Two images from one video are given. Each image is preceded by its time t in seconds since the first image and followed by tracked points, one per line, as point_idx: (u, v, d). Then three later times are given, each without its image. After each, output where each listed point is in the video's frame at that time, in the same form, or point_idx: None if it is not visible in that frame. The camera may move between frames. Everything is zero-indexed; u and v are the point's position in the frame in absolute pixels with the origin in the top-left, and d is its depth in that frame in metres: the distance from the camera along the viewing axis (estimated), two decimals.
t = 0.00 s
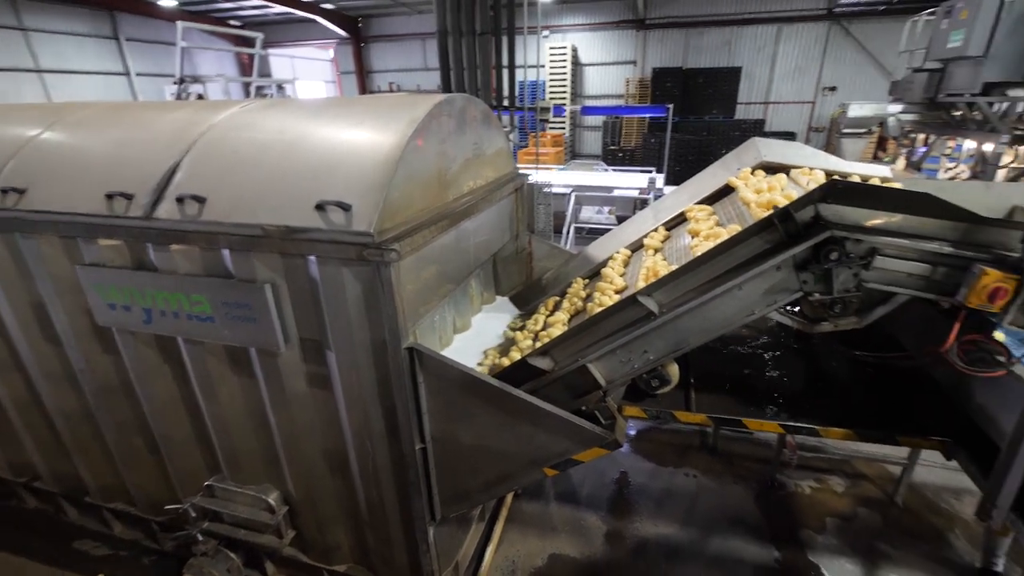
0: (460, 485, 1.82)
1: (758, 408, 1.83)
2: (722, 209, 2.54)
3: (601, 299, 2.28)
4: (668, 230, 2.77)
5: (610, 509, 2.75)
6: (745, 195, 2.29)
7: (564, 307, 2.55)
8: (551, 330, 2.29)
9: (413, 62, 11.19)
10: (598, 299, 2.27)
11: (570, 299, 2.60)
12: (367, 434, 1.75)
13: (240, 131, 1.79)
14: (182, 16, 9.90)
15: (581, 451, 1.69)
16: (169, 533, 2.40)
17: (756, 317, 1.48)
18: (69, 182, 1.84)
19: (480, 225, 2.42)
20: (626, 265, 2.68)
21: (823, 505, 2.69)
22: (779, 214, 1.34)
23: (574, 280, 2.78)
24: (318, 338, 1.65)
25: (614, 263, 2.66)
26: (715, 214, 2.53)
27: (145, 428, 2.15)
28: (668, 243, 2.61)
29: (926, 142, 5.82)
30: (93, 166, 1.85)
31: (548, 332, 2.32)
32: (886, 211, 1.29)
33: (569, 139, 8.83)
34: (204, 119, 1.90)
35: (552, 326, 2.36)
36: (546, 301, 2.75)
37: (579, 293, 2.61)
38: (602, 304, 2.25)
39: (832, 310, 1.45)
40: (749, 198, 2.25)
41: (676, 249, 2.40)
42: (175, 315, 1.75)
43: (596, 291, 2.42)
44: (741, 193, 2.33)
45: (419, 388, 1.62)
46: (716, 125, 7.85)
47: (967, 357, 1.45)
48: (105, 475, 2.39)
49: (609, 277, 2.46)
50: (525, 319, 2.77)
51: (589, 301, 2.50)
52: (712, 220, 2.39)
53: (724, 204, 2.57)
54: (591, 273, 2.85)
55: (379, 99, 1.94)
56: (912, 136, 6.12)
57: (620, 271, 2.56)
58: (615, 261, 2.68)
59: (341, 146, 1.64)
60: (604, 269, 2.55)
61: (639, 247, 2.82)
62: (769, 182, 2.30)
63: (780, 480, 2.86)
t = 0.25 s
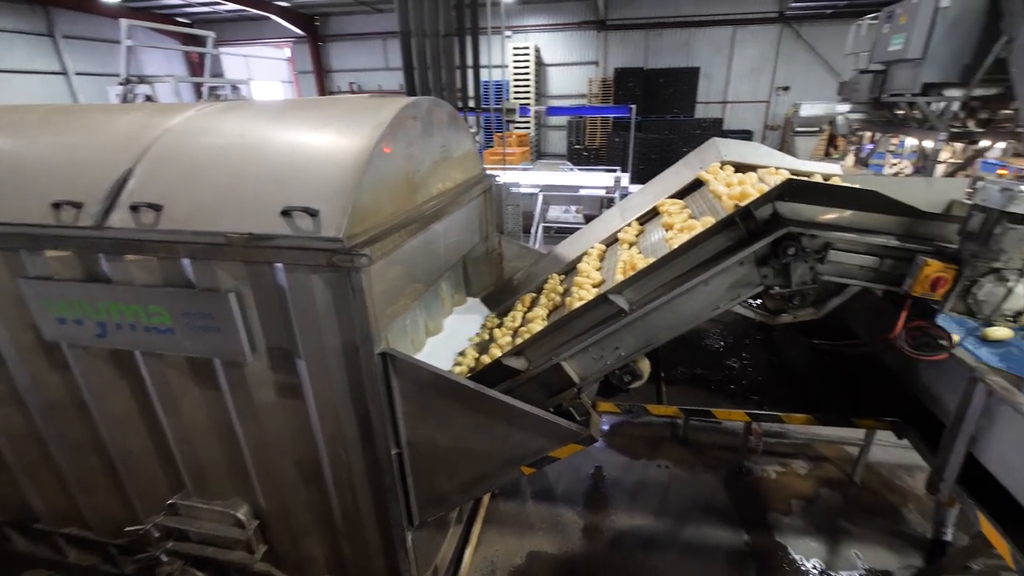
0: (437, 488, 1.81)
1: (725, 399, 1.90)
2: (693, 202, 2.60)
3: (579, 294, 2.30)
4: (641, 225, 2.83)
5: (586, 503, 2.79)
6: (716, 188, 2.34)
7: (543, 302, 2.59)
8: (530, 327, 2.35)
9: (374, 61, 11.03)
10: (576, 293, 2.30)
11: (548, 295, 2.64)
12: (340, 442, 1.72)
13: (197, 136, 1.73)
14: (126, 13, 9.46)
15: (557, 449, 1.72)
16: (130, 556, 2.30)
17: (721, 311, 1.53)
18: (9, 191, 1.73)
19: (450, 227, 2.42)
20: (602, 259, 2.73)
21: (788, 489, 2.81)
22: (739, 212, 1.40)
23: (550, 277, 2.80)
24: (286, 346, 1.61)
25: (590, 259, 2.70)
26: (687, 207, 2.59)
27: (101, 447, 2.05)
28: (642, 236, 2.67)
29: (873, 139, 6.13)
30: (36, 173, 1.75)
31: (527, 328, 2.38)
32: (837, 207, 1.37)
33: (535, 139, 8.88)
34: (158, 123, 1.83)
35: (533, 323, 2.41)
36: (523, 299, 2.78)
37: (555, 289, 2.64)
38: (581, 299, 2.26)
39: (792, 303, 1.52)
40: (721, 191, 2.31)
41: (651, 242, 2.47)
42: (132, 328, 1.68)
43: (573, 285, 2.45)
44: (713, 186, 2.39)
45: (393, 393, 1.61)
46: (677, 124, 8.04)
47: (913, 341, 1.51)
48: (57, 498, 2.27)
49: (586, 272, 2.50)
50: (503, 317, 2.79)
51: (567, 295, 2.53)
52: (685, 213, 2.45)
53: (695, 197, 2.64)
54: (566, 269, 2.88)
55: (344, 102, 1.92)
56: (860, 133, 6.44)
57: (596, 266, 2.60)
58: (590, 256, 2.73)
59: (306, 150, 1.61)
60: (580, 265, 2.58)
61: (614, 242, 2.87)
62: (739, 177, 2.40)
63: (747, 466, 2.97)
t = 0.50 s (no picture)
0: (411, 493, 1.80)
1: (692, 391, 1.96)
2: (662, 195, 2.67)
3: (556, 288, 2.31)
4: (613, 219, 2.88)
5: (560, 500, 2.82)
6: (687, 182, 2.40)
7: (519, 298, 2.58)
8: (507, 324, 2.38)
9: (330, 60, 10.78)
10: (552, 288, 2.30)
11: (523, 291, 2.63)
12: (310, 451, 1.68)
13: (148, 139, 1.66)
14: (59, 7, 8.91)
15: (531, 447, 1.74)
16: None
17: (686, 306, 1.58)
18: None
19: (416, 229, 2.40)
20: (575, 255, 2.77)
21: (753, 475, 2.92)
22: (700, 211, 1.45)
23: (524, 273, 2.82)
24: (251, 356, 1.57)
25: (563, 254, 2.73)
26: (657, 200, 2.65)
27: (48, 469, 1.93)
28: (614, 231, 2.71)
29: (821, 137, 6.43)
30: None
31: (504, 325, 2.41)
32: (791, 204, 1.44)
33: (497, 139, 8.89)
34: (103, 127, 1.74)
35: (510, 320, 2.41)
36: (498, 297, 2.79)
37: (530, 285, 2.65)
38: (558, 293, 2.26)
39: (751, 296, 1.58)
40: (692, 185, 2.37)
41: (625, 235, 2.52)
42: (81, 342, 1.60)
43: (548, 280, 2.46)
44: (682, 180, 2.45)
45: (364, 400, 1.59)
46: (637, 123, 8.20)
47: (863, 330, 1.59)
48: None
49: (560, 267, 2.52)
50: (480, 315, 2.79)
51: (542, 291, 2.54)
52: (656, 206, 2.50)
53: (664, 190, 2.70)
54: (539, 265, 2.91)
55: (304, 104, 1.88)
56: (808, 131, 6.75)
57: (570, 261, 2.63)
58: (563, 252, 2.76)
59: (267, 154, 1.57)
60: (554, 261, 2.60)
61: (585, 238, 2.90)
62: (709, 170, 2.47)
63: (714, 455, 3.07)
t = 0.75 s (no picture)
0: (388, 501, 1.78)
1: (662, 386, 2.01)
2: (635, 191, 2.73)
3: (534, 284, 2.32)
4: (588, 214, 2.93)
5: (537, 499, 2.84)
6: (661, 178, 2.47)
7: (497, 296, 2.57)
8: (488, 320, 2.36)
9: (287, 60, 10.52)
10: (531, 285, 2.31)
11: (500, 289, 2.61)
12: (281, 463, 1.64)
13: (99, 145, 1.59)
14: None
15: (507, 448, 1.75)
16: None
17: (655, 304, 1.62)
18: None
19: (384, 233, 2.37)
20: (551, 251, 2.79)
21: (721, 465, 3.01)
22: (666, 211, 1.50)
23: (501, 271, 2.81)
24: (216, 368, 1.52)
25: (540, 252, 2.75)
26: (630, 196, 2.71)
27: None
28: (589, 227, 2.75)
29: (776, 137, 6.70)
30: None
31: (484, 322, 2.38)
32: (751, 203, 1.50)
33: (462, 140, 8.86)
34: (48, 132, 1.65)
35: (489, 317, 2.39)
36: (474, 295, 2.78)
37: (506, 282, 2.65)
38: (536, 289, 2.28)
39: (717, 293, 1.63)
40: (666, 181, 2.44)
41: (601, 230, 2.56)
42: (29, 360, 1.51)
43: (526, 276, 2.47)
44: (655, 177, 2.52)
45: (337, 408, 1.56)
46: (601, 124, 8.31)
47: (819, 321, 1.67)
48: None
49: (538, 264, 2.53)
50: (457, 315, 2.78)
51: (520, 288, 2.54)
52: (630, 202, 2.56)
53: (638, 187, 2.76)
54: (515, 262, 2.92)
55: (265, 107, 1.83)
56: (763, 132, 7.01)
57: (547, 258, 2.64)
58: (540, 249, 2.77)
59: (228, 159, 1.52)
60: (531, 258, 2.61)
61: (560, 235, 2.93)
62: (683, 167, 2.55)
63: (684, 447, 3.15)
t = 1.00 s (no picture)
0: (364, 505, 1.75)
1: (635, 380, 2.05)
2: (611, 184, 2.80)
3: (515, 277, 2.33)
4: (564, 208, 2.96)
5: (514, 497, 2.86)
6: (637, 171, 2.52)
7: (475, 292, 2.56)
8: (471, 315, 2.32)
9: (243, 57, 10.18)
10: (513, 278, 2.31)
11: (478, 284, 2.61)
12: (252, 473, 1.60)
13: (47, 147, 1.51)
14: None
15: (485, 446, 1.75)
16: None
17: (626, 300, 1.65)
18: None
19: (353, 235, 2.34)
20: (529, 246, 2.80)
21: (693, 453, 3.10)
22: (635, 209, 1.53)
23: (478, 266, 2.81)
24: (181, 377, 1.47)
25: (518, 246, 2.75)
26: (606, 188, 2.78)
27: None
28: (566, 220, 2.77)
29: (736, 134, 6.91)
30: None
31: (467, 317, 2.34)
32: (716, 200, 1.55)
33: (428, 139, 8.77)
34: None
35: (470, 312, 2.38)
36: (452, 291, 2.77)
37: (484, 277, 2.64)
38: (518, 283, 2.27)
39: (686, 287, 1.68)
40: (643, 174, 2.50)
41: (579, 223, 2.59)
42: None
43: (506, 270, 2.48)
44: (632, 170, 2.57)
45: (311, 414, 1.53)
46: (567, 121, 8.38)
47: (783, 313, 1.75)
48: None
49: (517, 258, 2.54)
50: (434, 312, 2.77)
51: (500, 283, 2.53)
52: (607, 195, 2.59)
53: (613, 180, 2.83)
54: (492, 258, 2.92)
55: (226, 107, 1.78)
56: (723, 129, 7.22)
57: (525, 252, 2.66)
58: (518, 243, 2.78)
59: (189, 161, 1.47)
60: (509, 252, 2.61)
61: (537, 228, 2.95)
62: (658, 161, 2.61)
63: (657, 438, 3.23)
